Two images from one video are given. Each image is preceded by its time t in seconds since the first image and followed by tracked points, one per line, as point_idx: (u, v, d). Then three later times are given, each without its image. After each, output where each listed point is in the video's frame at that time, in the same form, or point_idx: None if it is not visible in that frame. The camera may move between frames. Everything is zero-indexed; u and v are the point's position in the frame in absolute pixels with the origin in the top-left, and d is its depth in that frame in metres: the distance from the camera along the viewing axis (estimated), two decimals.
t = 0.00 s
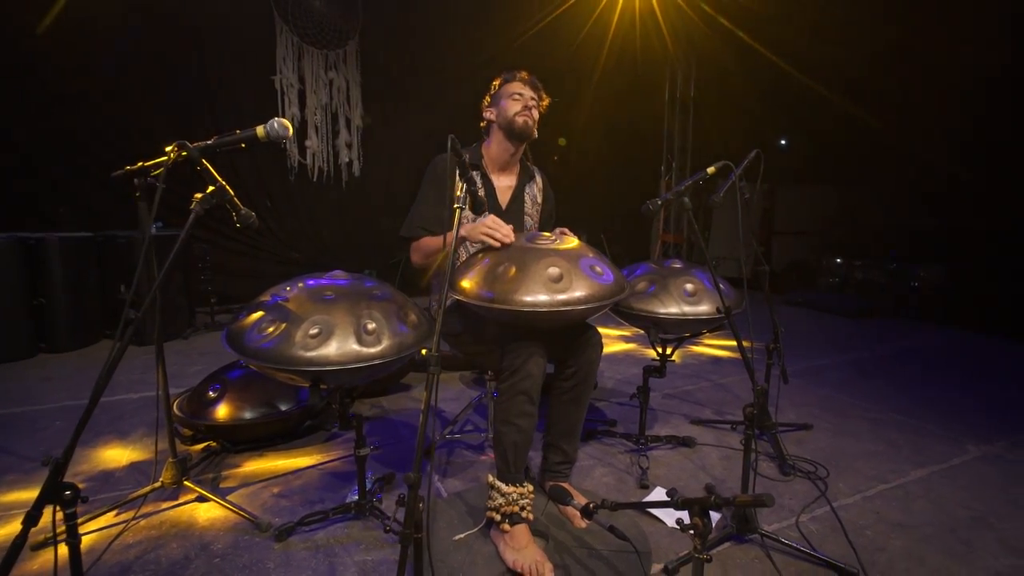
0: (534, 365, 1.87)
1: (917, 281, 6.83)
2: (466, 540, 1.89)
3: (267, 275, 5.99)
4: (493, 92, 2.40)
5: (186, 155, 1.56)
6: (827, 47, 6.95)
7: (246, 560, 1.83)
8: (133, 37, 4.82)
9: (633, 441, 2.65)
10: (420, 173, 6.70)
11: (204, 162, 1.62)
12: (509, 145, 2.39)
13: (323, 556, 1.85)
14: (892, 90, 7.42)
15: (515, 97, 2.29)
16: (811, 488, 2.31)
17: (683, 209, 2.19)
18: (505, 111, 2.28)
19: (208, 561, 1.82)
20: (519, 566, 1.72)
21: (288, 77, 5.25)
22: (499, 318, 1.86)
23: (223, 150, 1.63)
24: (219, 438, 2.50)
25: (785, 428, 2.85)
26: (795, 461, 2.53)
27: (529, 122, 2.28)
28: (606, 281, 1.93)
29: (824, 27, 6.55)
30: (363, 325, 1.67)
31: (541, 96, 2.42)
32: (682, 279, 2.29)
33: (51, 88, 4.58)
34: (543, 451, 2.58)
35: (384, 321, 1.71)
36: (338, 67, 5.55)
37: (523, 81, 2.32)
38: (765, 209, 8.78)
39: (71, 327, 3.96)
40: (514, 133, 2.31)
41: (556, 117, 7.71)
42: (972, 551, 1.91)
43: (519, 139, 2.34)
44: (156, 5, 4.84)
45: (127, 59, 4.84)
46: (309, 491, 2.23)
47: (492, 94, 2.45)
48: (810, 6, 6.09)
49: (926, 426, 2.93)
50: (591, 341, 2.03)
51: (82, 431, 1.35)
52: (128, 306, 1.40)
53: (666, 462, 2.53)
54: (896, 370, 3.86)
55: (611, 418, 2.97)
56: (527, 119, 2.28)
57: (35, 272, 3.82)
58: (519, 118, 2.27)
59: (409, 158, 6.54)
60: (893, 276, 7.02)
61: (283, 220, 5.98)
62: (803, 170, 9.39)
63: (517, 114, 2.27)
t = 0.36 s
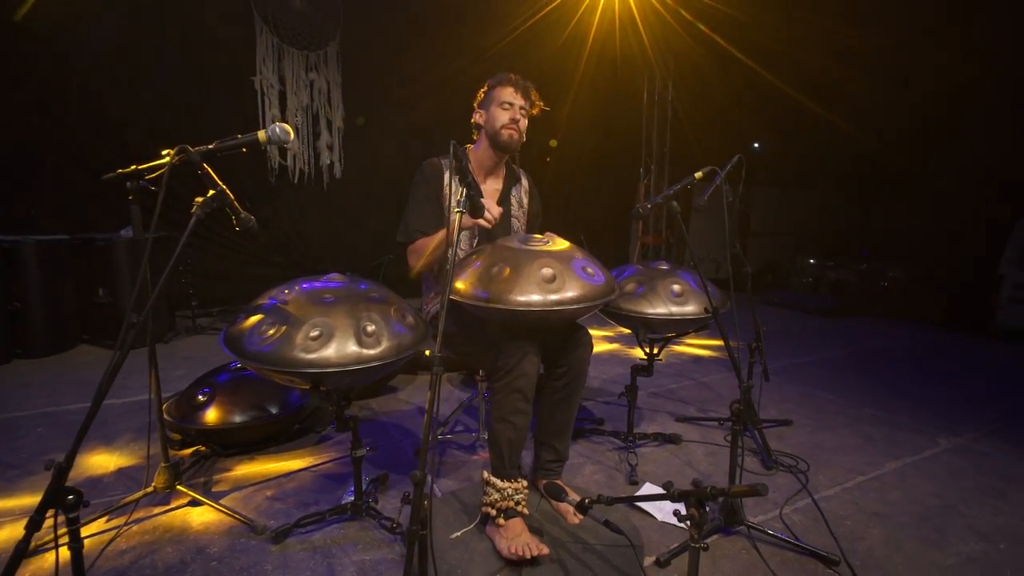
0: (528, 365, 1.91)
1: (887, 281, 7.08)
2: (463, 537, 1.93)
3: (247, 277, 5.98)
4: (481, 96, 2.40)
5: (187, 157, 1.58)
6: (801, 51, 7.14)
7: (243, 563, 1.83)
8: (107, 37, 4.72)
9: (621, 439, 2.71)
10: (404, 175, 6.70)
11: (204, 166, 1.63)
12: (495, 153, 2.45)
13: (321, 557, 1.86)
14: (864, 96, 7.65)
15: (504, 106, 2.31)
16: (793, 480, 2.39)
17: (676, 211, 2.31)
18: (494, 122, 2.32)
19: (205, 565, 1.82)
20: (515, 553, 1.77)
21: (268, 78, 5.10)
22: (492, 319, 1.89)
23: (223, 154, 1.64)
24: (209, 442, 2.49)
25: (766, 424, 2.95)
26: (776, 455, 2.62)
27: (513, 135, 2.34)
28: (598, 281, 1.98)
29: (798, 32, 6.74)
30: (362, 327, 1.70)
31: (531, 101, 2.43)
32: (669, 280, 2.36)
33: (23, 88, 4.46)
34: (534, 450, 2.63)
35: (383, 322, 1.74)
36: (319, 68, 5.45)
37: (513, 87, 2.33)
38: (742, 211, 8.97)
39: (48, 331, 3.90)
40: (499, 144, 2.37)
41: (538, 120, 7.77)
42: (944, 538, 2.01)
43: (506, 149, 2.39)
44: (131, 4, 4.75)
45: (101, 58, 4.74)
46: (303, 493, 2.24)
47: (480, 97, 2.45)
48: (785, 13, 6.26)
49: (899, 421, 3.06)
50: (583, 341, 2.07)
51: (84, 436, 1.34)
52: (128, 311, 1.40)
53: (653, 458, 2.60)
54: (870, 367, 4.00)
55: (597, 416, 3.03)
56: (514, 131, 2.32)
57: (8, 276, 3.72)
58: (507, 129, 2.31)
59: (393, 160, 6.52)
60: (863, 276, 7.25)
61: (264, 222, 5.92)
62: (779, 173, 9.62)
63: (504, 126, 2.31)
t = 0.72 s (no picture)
0: (524, 362, 1.96)
1: (861, 279, 7.29)
2: (462, 531, 1.99)
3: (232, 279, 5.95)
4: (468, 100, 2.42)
5: (192, 161, 1.61)
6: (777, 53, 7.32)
7: (245, 560, 1.86)
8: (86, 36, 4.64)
9: (611, 434, 2.78)
10: (389, 175, 6.70)
11: (211, 170, 1.66)
12: (486, 155, 2.47)
13: (323, 552, 1.90)
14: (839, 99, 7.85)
15: (492, 106, 2.32)
16: (777, 471, 2.49)
17: (666, 213, 2.41)
18: (483, 122, 2.33)
19: (207, 563, 1.83)
20: (515, 552, 1.83)
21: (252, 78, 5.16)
22: (488, 318, 1.94)
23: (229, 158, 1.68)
24: (205, 442, 2.51)
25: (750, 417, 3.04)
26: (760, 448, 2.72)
27: (505, 133, 2.34)
28: (590, 281, 2.04)
29: (774, 34, 6.91)
30: (365, 326, 1.74)
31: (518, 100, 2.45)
32: (658, 279, 2.44)
33: None
34: (527, 446, 2.69)
35: (384, 322, 1.78)
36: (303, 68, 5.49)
37: (499, 88, 2.35)
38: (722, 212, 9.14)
39: (28, 335, 3.84)
40: (492, 143, 2.37)
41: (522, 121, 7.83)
42: (919, 522, 2.12)
43: (497, 148, 2.39)
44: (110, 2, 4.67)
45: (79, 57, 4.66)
46: (301, 491, 2.26)
47: (467, 101, 2.47)
48: (763, 17, 6.40)
49: (875, 412, 3.18)
50: (577, 339, 2.13)
51: (94, 435, 1.36)
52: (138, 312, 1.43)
53: (642, 452, 2.67)
54: (847, 362, 4.14)
55: (587, 412, 3.10)
56: (505, 129, 2.33)
57: None
58: (497, 128, 2.32)
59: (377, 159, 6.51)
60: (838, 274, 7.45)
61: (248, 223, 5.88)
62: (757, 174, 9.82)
63: (494, 125, 2.32)
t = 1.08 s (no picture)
0: (521, 359, 2.01)
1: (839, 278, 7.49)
2: (462, 524, 2.03)
3: (218, 279, 5.91)
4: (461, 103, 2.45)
5: (202, 162, 1.64)
6: (757, 54, 7.47)
7: (248, 556, 1.88)
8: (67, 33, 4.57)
9: (602, 429, 2.85)
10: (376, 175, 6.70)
11: (218, 172, 1.70)
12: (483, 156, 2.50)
13: (325, 547, 1.92)
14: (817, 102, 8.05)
15: (488, 108, 2.36)
16: (763, 463, 2.58)
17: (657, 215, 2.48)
18: (480, 124, 2.36)
19: (210, 560, 1.85)
20: (514, 540, 1.88)
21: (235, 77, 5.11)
22: (486, 316, 1.98)
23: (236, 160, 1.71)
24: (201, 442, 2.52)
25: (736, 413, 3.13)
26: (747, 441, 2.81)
27: (502, 134, 2.37)
28: (585, 280, 2.09)
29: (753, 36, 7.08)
30: (368, 325, 1.77)
31: (510, 103, 2.49)
32: (649, 278, 2.51)
33: None
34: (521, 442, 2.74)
35: (386, 321, 1.82)
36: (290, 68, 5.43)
37: (493, 91, 2.39)
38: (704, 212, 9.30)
39: (12, 336, 3.78)
40: (488, 144, 2.40)
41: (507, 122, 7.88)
42: (897, 509, 2.23)
43: (494, 149, 2.42)
44: None
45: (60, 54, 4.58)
46: (300, 489, 2.29)
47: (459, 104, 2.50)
48: (745, 20, 6.53)
49: (854, 406, 3.30)
50: (572, 336, 2.18)
51: (105, 434, 1.38)
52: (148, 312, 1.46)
53: (633, 446, 2.75)
54: (826, 358, 4.27)
55: (578, 409, 3.17)
56: (502, 130, 2.36)
57: None
58: (495, 129, 2.35)
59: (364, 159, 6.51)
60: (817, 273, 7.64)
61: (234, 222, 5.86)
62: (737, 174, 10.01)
63: (492, 126, 2.35)
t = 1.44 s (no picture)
0: (517, 355, 2.05)
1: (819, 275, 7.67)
2: (459, 517, 2.07)
3: (203, 278, 5.86)
4: (458, 102, 2.45)
5: (204, 161, 1.66)
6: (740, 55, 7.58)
7: (248, 552, 1.89)
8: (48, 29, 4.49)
9: (594, 424, 2.91)
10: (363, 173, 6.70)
11: (219, 170, 1.71)
12: (483, 155, 2.52)
13: (325, 542, 1.94)
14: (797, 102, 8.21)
15: (489, 108, 2.39)
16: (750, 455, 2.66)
17: (648, 214, 2.54)
18: (483, 124, 2.38)
19: (210, 555, 1.87)
20: (513, 533, 1.92)
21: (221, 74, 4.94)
22: (483, 312, 2.02)
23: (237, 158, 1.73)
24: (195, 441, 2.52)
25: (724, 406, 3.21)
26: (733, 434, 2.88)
27: (504, 133, 2.41)
28: (579, 277, 2.14)
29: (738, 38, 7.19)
30: (368, 321, 1.80)
31: (505, 101, 2.53)
32: (639, 275, 2.57)
33: None
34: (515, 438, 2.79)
35: (385, 318, 1.85)
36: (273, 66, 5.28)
37: (490, 90, 2.43)
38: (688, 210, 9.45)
39: None
40: (491, 143, 2.43)
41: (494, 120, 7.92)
42: (878, 496, 2.31)
43: (495, 148, 2.46)
44: None
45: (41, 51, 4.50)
46: (298, 485, 2.31)
47: (454, 102, 2.50)
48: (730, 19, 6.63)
49: (834, 399, 3.41)
50: (566, 332, 2.22)
51: (110, 430, 1.39)
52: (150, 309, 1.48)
53: (624, 440, 2.81)
54: (808, 353, 4.39)
55: (570, 404, 3.22)
56: (504, 129, 2.41)
57: None
58: (498, 128, 2.39)
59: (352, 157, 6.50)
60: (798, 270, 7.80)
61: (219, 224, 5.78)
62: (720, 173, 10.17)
63: (495, 126, 2.38)
